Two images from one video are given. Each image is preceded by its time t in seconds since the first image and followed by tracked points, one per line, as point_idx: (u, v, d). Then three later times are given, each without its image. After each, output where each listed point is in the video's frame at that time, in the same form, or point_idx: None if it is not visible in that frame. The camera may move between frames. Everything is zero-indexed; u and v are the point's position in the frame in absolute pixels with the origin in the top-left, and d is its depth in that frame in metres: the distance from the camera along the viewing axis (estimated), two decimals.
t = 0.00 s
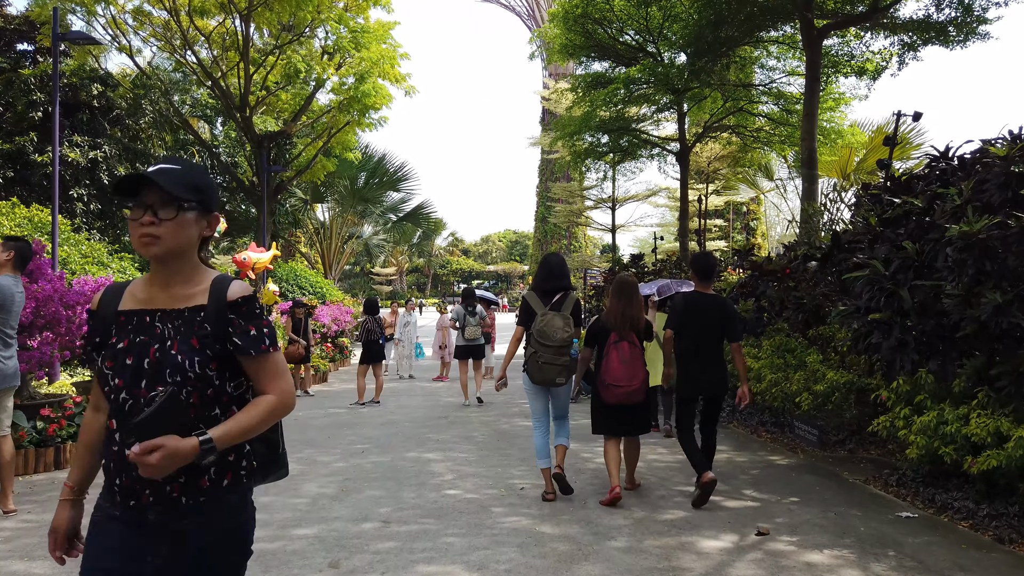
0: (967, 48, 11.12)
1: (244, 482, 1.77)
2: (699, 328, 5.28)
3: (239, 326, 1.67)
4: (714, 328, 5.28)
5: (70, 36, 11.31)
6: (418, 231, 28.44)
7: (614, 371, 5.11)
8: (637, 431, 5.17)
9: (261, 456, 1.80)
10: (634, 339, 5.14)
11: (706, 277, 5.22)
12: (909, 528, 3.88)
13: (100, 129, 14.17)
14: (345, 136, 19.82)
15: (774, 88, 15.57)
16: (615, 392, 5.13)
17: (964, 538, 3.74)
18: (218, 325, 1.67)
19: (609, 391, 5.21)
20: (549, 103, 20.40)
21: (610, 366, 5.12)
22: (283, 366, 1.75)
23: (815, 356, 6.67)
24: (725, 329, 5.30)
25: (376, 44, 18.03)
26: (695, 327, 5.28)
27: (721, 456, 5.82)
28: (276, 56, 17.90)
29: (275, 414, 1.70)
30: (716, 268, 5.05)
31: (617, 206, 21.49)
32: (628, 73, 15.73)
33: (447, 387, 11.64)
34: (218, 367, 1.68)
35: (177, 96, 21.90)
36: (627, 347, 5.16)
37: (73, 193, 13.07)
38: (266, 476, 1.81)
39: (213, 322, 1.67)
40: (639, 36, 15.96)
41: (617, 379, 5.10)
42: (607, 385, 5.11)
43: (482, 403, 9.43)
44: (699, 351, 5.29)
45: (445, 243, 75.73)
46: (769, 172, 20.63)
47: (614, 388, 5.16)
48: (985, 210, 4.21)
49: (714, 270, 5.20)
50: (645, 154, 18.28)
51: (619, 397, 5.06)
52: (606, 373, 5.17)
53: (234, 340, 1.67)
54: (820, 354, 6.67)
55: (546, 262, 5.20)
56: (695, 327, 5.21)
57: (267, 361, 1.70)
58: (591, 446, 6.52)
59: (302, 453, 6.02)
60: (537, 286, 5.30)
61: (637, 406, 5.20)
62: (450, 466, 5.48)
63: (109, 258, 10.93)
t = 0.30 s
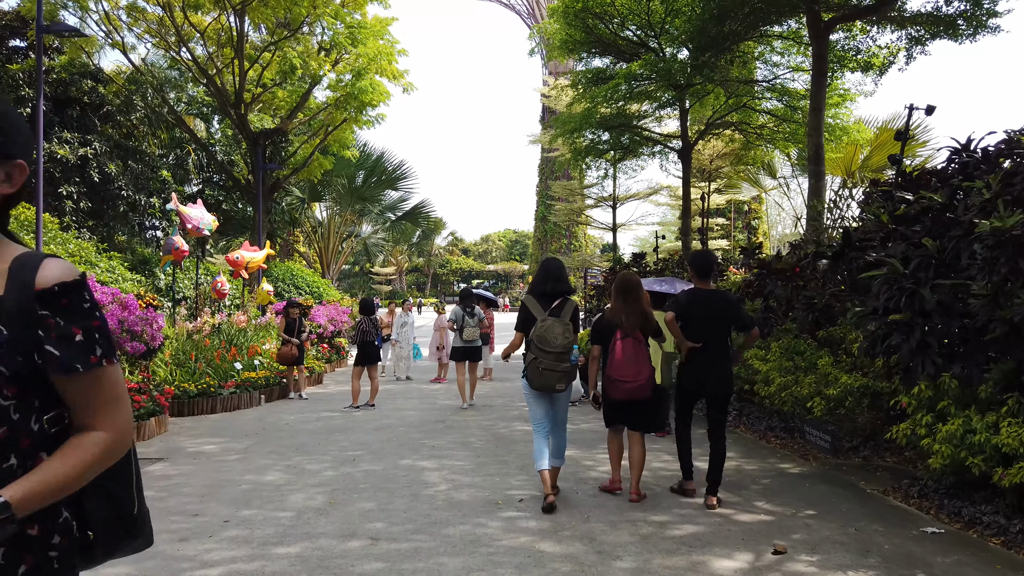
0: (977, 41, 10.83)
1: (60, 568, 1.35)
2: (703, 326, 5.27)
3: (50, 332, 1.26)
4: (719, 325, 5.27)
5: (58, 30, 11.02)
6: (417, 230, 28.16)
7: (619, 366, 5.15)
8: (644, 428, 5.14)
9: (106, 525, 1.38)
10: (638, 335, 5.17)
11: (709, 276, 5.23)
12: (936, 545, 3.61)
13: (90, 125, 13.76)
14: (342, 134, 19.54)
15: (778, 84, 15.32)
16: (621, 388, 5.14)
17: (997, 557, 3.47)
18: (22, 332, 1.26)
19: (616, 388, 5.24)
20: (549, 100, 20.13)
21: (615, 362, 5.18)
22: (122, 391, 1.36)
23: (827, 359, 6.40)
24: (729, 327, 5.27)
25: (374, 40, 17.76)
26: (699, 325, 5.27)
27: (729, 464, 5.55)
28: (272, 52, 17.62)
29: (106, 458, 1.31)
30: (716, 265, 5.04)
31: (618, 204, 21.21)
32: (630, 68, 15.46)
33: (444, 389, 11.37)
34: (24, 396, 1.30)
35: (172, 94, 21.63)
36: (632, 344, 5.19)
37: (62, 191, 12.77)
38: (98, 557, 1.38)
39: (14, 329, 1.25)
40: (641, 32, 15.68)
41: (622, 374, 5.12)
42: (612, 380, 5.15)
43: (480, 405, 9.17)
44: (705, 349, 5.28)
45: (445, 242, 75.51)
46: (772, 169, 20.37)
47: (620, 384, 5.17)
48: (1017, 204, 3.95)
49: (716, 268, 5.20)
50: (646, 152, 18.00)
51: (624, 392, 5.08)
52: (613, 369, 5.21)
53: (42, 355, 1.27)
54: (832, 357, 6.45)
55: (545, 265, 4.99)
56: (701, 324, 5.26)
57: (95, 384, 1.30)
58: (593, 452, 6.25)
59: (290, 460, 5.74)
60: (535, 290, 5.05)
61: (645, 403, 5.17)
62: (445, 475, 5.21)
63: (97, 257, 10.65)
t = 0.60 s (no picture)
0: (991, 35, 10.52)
1: None
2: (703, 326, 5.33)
3: None
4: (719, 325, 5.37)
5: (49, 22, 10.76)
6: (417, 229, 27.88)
7: (624, 369, 4.93)
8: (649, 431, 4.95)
9: None
10: (641, 337, 4.99)
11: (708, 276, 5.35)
12: (975, 563, 3.36)
13: (83, 120, 13.42)
14: (340, 130, 19.28)
15: (784, 80, 15.08)
16: (625, 392, 4.93)
17: None
18: None
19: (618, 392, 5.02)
20: (551, 97, 19.86)
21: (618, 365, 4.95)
22: None
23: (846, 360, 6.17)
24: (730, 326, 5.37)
25: (372, 35, 17.49)
26: (698, 325, 5.39)
27: (744, 471, 5.30)
28: (269, 47, 17.35)
29: None
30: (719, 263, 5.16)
31: (620, 203, 20.94)
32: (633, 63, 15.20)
33: (444, 390, 11.12)
34: None
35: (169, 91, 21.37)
36: (635, 345, 5.01)
37: (54, 187, 12.47)
38: None
39: None
40: (644, 27, 15.44)
41: (627, 377, 4.91)
42: (617, 384, 4.92)
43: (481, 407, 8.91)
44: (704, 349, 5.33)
45: (445, 241, 75.25)
46: (776, 167, 20.11)
47: (623, 388, 4.97)
48: None
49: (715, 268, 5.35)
50: (649, 149, 17.73)
51: (631, 395, 4.87)
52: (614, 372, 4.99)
53: None
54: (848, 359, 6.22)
55: (552, 261, 4.95)
56: (702, 321, 5.39)
57: None
58: (599, 457, 5.99)
59: (283, 466, 5.48)
60: (541, 286, 4.99)
61: (649, 406, 5.00)
62: (445, 483, 4.95)
63: (88, 254, 10.39)
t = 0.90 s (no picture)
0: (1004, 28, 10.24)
1: None
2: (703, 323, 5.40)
3: None
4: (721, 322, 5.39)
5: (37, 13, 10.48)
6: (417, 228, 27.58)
7: (624, 366, 5.01)
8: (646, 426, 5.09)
9: None
10: (641, 334, 5.07)
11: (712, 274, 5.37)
12: None
13: (74, 115, 13.19)
14: (338, 127, 19.00)
15: (789, 76, 14.80)
16: (625, 388, 5.02)
17: None
18: None
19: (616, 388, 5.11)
20: (552, 94, 19.58)
21: (619, 362, 5.02)
22: None
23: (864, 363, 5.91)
24: (731, 323, 5.42)
25: (371, 31, 17.21)
26: (700, 322, 5.37)
27: (758, 479, 5.02)
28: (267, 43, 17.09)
29: None
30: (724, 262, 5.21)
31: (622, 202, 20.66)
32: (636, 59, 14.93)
33: (443, 392, 10.85)
34: None
35: (165, 88, 21.09)
36: (635, 343, 5.08)
37: (44, 183, 12.17)
38: None
39: None
40: (647, 22, 15.17)
41: (628, 374, 5.00)
42: (617, 380, 4.99)
43: (481, 410, 8.64)
44: (704, 347, 5.42)
45: (445, 242, 74.95)
46: (780, 166, 19.83)
47: (622, 384, 5.04)
48: None
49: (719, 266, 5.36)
50: (652, 147, 17.45)
51: (630, 392, 4.95)
52: (614, 369, 5.08)
53: None
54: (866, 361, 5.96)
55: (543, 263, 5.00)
56: (704, 318, 5.37)
57: None
58: (604, 463, 5.70)
59: (272, 474, 5.20)
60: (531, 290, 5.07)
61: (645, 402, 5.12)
62: (442, 492, 4.67)
63: (78, 252, 10.11)
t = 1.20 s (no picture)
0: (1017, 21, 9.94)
1: None
2: (714, 330, 5.12)
3: None
4: (733, 330, 5.11)
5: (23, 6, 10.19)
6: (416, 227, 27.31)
7: (628, 374, 4.76)
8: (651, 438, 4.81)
9: None
10: (646, 342, 4.79)
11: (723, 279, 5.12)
12: None
13: (65, 112, 12.95)
14: (337, 125, 18.73)
15: (794, 73, 14.52)
16: (628, 398, 4.77)
17: None
18: None
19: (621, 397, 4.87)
20: (553, 91, 19.30)
21: (622, 370, 4.77)
22: None
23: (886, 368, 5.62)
24: (743, 331, 5.14)
25: (369, 26, 16.94)
26: (712, 328, 5.09)
27: (773, 491, 4.73)
28: (263, 39, 16.80)
29: None
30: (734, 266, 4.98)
31: (624, 200, 20.38)
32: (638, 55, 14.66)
33: (441, 395, 10.57)
34: None
35: (161, 85, 20.82)
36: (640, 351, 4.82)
37: (33, 180, 11.89)
38: None
39: None
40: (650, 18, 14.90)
41: (631, 383, 4.74)
42: (620, 389, 4.75)
43: (480, 414, 8.36)
44: (715, 355, 5.12)
45: (445, 241, 74.72)
46: (784, 164, 19.56)
47: (628, 394, 4.77)
48: None
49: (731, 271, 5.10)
50: (655, 145, 17.17)
51: (633, 402, 4.70)
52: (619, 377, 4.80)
53: None
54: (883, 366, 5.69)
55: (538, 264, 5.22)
56: (716, 325, 5.09)
57: None
58: (609, 472, 5.42)
59: (260, 487, 4.91)
60: (527, 291, 5.29)
61: (651, 413, 4.85)
62: (438, 507, 4.39)
63: (65, 251, 9.81)
